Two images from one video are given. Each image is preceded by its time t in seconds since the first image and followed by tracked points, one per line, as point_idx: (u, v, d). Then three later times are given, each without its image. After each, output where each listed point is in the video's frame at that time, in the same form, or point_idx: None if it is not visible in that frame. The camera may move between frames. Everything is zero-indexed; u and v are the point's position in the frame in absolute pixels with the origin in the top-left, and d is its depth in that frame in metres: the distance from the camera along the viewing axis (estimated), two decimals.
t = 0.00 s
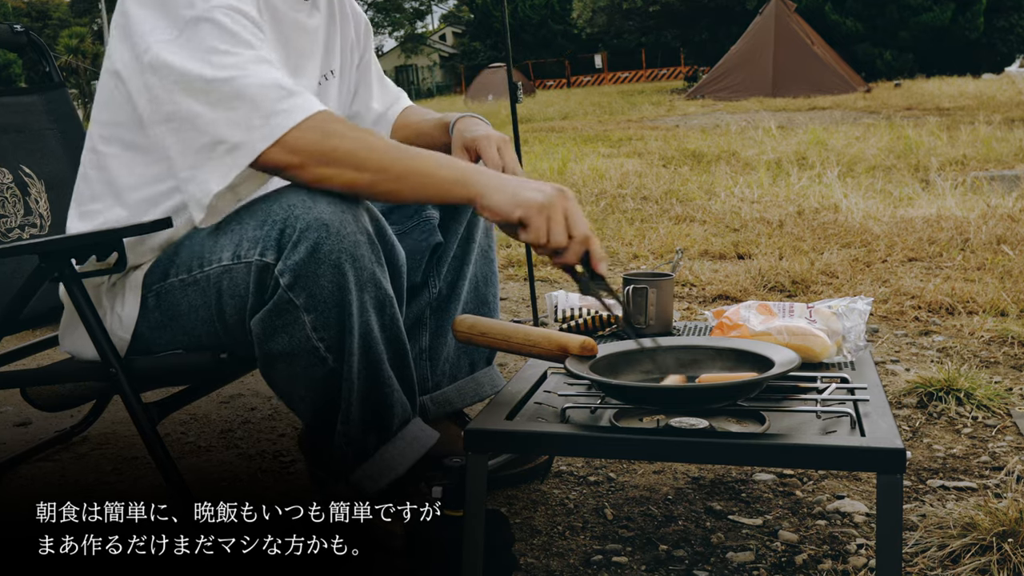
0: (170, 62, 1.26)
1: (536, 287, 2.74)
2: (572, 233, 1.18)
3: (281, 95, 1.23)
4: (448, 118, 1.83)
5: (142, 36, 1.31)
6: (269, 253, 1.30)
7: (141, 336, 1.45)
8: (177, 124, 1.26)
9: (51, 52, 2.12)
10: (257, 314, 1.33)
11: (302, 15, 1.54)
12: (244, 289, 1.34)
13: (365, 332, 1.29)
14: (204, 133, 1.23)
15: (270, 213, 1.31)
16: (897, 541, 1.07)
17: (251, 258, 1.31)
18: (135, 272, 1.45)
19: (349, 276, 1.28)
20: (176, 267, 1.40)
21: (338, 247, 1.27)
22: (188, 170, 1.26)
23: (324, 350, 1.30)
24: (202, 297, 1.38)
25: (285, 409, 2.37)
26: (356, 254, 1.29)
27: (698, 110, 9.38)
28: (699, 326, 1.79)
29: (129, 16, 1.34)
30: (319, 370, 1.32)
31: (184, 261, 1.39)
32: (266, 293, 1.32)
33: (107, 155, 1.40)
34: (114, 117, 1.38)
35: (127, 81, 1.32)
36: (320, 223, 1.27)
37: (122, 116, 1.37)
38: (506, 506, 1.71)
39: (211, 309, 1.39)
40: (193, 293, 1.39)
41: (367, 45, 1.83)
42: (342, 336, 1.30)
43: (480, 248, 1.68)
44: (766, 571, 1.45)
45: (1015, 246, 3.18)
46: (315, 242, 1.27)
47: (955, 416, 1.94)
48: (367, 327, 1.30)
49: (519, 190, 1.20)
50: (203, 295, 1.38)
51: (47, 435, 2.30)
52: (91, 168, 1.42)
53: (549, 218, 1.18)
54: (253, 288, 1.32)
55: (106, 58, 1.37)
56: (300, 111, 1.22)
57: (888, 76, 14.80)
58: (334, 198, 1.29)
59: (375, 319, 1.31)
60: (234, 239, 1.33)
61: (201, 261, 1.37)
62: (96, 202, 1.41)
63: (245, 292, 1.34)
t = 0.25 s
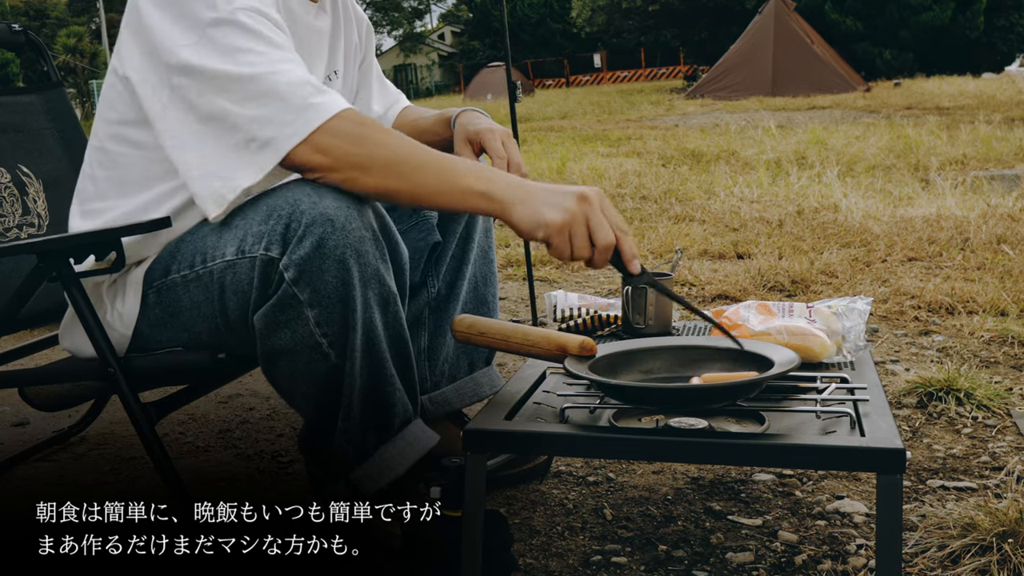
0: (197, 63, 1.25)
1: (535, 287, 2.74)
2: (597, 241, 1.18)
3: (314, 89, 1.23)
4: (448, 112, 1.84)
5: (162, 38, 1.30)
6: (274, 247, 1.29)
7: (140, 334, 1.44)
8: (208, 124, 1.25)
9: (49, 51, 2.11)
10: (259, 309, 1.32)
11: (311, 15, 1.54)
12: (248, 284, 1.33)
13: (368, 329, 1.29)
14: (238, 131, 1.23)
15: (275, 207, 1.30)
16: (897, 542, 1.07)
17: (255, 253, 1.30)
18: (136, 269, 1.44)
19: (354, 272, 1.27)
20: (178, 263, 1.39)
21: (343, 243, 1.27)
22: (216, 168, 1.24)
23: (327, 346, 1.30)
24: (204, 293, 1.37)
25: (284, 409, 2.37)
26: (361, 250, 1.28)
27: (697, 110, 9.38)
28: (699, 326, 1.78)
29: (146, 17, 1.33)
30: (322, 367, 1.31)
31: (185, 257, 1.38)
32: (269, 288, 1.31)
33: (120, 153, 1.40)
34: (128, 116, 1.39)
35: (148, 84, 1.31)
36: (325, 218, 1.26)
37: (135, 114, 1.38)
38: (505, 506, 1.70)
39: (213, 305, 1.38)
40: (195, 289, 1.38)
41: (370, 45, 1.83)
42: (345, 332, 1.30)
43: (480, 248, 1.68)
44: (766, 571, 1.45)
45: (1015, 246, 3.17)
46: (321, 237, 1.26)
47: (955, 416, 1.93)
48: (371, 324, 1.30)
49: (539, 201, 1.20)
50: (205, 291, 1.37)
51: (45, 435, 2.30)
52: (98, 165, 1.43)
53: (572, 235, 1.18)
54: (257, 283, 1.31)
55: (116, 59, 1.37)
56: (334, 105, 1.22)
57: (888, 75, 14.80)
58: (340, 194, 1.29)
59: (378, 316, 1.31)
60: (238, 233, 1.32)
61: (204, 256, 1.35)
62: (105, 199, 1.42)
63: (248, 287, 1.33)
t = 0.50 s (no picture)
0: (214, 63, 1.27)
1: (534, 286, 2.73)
2: (607, 266, 1.15)
3: (334, 91, 1.27)
4: (449, 113, 1.83)
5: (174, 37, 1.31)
6: (274, 246, 1.28)
7: (139, 333, 1.44)
8: (229, 123, 1.28)
9: (46, 50, 2.10)
10: (260, 308, 1.31)
11: (315, 15, 1.54)
12: (248, 283, 1.32)
13: (368, 328, 1.29)
14: (260, 130, 1.26)
15: (276, 205, 1.28)
16: (897, 542, 1.07)
17: (255, 252, 1.29)
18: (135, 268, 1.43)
19: (354, 271, 1.27)
20: (177, 263, 1.38)
21: (344, 241, 1.26)
22: (240, 166, 1.28)
23: (328, 346, 1.29)
24: (203, 292, 1.37)
25: (282, 409, 2.37)
26: (362, 249, 1.27)
27: (696, 109, 9.38)
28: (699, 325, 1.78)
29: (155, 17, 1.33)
30: (322, 366, 1.31)
31: (185, 256, 1.37)
32: (269, 287, 1.30)
33: (123, 154, 1.40)
34: (130, 116, 1.38)
35: (162, 84, 1.32)
36: (326, 216, 1.25)
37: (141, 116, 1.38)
38: (504, 507, 1.70)
39: (213, 304, 1.37)
40: (195, 288, 1.37)
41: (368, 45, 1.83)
42: (346, 332, 1.29)
43: (478, 248, 1.67)
44: (765, 571, 1.44)
45: (1015, 246, 3.17)
46: (321, 235, 1.26)
47: (955, 416, 1.93)
48: (371, 323, 1.29)
49: (555, 222, 1.17)
50: (205, 290, 1.37)
51: (43, 435, 2.29)
52: (101, 167, 1.42)
53: (585, 259, 1.15)
54: (257, 282, 1.30)
55: (124, 59, 1.37)
56: (355, 106, 1.26)
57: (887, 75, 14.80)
58: (341, 193, 1.28)
59: (378, 315, 1.30)
60: (237, 232, 1.31)
61: (205, 255, 1.35)
62: (110, 200, 1.42)
63: (248, 286, 1.32)
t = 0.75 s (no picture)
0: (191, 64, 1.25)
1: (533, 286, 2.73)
2: (575, 222, 1.15)
3: (306, 96, 1.23)
4: (449, 110, 1.83)
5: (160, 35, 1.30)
6: (269, 248, 1.28)
7: (136, 334, 1.43)
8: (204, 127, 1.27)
9: (44, 49, 2.09)
10: (255, 310, 1.31)
11: (311, 14, 1.53)
12: (244, 285, 1.32)
13: (364, 328, 1.28)
14: (231, 137, 1.24)
15: (271, 207, 1.28)
16: (897, 543, 1.06)
17: (250, 253, 1.29)
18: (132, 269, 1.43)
19: (350, 272, 1.26)
20: (173, 264, 1.38)
21: (339, 242, 1.26)
22: (216, 172, 1.27)
23: (323, 346, 1.29)
24: (200, 293, 1.37)
25: (281, 409, 2.36)
26: (357, 249, 1.27)
27: (696, 109, 9.37)
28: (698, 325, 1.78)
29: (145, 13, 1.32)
30: (318, 367, 1.30)
31: (182, 257, 1.37)
32: (265, 288, 1.30)
33: (118, 153, 1.39)
34: (125, 115, 1.38)
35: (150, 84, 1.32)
36: (321, 217, 1.25)
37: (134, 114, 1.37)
38: (503, 507, 1.69)
39: (209, 305, 1.37)
40: (191, 290, 1.37)
41: (367, 45, 1.82)
42: (342, 333, 1.29)
43: (477, 247, 1.67)
44: (765, 572, 1.44)
45: (1015, 245, 3.17)
46: (316, 236, 1.25)
47: (955, 416, 1.93)
48: (367, 323, 1.29)
49: (526, 176, 1.18)
50: (201, 291, 1.36)
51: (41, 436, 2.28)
52: (95, 165, 1.42)
53: (554, 210, 1.16)
54: (253, 284, 1.30)
55: (115, 57, 1.36)
56: (320, 112, 1.22)
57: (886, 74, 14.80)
58: (335, 193, 1.27)
59: (374, 315, 1.30)
60: (232, 234, 1.31)
61: (201, 257, 1.34)
62: (103, 198, 1.41)
63: (244, 287, 1.32)
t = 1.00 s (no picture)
0: (182, 63, 1.25)
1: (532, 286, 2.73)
2: (545, 244, 1.12)
3: (297, 92, 1.22)
4: (449, 111, 1.82)
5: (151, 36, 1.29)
6: (266, 248, 1.27)
7: (133, 334, 1.43)
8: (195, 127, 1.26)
9: (42, 49, 2.09)
10: (253, 310, 1.30)
11: (303, 10, 1.52)
12: (241, 285, 1.31)
13: (362, 327, 1.28)
14: (223, 136, 1.24)
15: (268, 207, 1.28)
16: (897, 544, 1.06)
17: (248, 254, 1.28)
18: (129, 269, 1.42)
19: (348, 271, 1.26)
20: (171, 264, 1.37)
21: (336, 241, 1.25)
22: (208, 172, 1.26)
23: (321, 346, 1.28)
24: (198, 293, 1.36)
25: (279, 409, 2.36)
26: (355, 248, 1.27)
27: (695, 108, 9.37)
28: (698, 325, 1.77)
29: (135, 15, 1.32)
30: (316, 367, 1.30)
31: (179, 257, 1.36)
32: (263, 288, 1.30)
33: (111, 153, 1.39)
34: (118, 114, 1.38)
35: (141, 84, 1.31)
36: (318, 217, 1.25)
37: (127, 114, 1.37)
38: (502, 507, 1.69)
39: (207, 305, 1.36)
40: (189, 290, 1.36)
41: (362, 43, 1.82)
42: (340, 332, 1.28)
43: (475, 247, 1.67)
44: (764, 572, 1.44)
45: (1015, 245, 3.17)
46: (314, 236, 1.25)
47: (955, 416, 1.92)
48: (365, 322, 1.28)
49: (507, 196, 1.15)
50: (199, 291, 1.36)
51: (38, 436, 2.28)
52: (88, 165, 1.41)
53: (529, 229, 1.13)
54: (250, 284, 1.29)
55: (105, 59, 1.36)
56: (311, 110, 1.21)
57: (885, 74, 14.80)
58: (333, 192, 1.27)
59: (372, 314, 1.29)
60: (230, 234, 1.30)
61: (198, 256, 1.34)
62: (97, 198, 1.41)
63: (241, 288, 1.31)
